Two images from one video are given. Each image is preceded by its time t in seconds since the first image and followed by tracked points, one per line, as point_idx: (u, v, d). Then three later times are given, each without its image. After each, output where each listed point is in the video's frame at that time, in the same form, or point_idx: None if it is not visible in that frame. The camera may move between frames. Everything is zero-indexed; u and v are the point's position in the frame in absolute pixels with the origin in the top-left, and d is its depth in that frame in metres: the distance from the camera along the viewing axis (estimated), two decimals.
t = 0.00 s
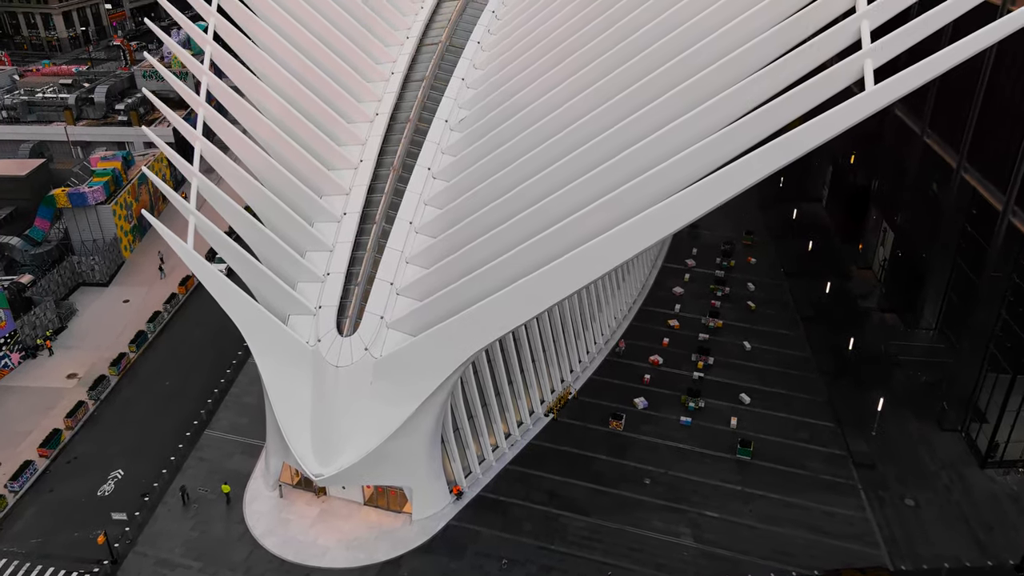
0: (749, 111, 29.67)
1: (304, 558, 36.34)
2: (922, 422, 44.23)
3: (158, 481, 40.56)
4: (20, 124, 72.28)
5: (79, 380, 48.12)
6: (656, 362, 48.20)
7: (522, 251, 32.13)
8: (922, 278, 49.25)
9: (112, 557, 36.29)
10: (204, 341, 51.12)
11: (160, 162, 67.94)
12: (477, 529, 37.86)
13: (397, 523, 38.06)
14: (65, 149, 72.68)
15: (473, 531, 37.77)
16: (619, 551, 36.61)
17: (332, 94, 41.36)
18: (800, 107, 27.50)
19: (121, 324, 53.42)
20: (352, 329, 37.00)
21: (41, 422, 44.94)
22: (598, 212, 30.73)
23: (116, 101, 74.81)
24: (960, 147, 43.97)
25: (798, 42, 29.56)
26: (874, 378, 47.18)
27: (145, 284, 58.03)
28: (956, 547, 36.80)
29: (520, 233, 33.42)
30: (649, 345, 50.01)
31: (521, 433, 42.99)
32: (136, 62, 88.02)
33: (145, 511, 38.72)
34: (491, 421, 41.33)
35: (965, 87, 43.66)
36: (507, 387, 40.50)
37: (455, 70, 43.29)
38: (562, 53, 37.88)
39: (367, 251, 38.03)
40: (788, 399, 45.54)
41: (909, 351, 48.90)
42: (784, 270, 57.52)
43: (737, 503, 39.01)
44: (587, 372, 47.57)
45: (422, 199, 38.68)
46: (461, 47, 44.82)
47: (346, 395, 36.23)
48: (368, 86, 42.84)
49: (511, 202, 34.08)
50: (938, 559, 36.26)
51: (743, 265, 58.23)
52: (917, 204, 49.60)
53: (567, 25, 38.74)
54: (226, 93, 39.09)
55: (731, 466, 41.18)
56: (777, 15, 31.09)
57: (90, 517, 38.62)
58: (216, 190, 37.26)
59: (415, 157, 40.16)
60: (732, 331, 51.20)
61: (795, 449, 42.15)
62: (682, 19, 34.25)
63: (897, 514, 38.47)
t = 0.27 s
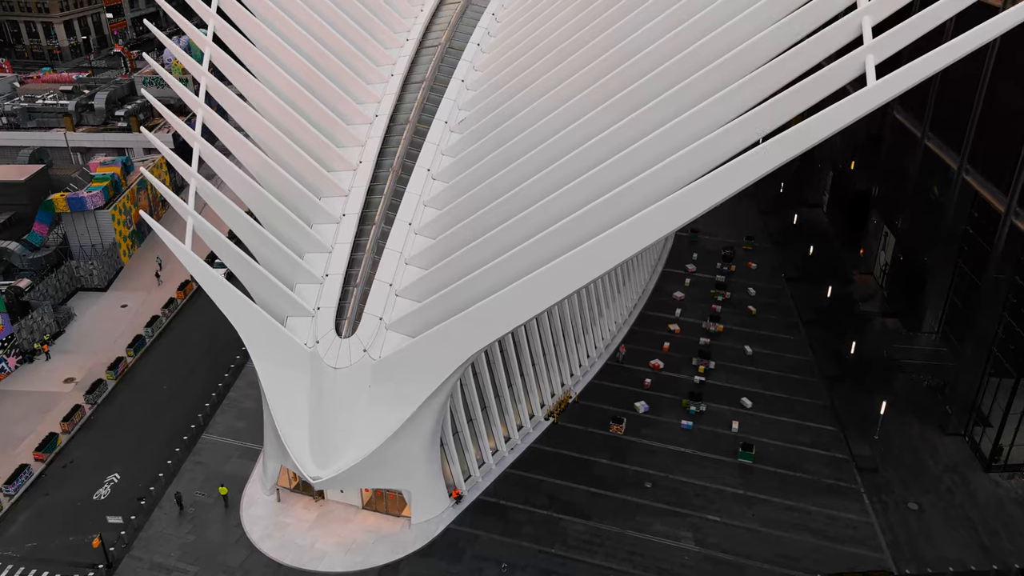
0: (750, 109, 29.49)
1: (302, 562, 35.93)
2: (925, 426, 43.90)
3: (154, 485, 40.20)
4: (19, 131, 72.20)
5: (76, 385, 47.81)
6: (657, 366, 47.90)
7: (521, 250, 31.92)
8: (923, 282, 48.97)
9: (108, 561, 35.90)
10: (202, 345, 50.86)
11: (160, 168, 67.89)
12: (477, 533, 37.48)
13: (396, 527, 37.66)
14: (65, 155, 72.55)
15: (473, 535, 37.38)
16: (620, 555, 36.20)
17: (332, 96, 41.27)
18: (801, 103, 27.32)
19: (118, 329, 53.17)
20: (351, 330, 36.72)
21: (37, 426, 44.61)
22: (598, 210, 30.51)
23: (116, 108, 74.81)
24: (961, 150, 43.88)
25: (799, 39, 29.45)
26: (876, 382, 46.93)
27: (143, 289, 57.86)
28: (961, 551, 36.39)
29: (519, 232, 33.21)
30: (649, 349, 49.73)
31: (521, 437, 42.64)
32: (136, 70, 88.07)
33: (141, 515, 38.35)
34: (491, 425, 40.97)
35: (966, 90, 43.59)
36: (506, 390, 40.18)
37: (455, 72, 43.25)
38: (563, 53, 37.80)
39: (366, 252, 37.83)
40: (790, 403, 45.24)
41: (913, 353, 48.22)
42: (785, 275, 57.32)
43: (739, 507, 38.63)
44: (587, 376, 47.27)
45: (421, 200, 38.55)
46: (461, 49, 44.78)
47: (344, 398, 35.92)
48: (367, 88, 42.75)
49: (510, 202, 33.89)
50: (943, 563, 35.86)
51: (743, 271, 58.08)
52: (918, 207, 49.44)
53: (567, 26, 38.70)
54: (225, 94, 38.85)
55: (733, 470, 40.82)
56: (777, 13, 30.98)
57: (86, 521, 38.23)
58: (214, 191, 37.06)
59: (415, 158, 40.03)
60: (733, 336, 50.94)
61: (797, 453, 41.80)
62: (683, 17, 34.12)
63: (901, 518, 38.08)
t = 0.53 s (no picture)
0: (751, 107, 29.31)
1: (299, 566, 35.50)
2: (928, 431, 43.65)
3: (151, 489, 39.82)
4: (18, 137, 72.13)
5: (73, 389, 47.48)
6: (657, 371, 47.59)
7: (520, 251, 31.70)
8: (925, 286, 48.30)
9: (102, 565, 35.47)
10: (199, 350, 50.57)
11: (159, 174, 67.85)
12: (476, 537, 37.09)
13: (394, 531, 37.28)
14: (64, 161, 72.43)
15: (472, 540, 36.99)
16: (621, 559, 35.80)
17: (333, 98, 41.23)
18: (805, 99, 27.08)
19: (116, 333, 52.89)
20: (349, 331, 36.45)
21: (32, 430, 44.25)
22: (598, 209, 30.29)
23: (116, 114, 74.87)
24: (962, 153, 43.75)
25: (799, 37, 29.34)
26: (879, 386, 46.80)
27: (142, 294, 57.65)
28: (966, 556, 36.00)
29: (519, 233, 33.00)
30: (650, 354, 49.46)
31: (521, 441, 42.30)
32: (136, 77, 88.21)
33: (137, 519, 37.95)
34: (490, 429, 40.62)
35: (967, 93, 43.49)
36: (506, 393, 39.86)
37: (455, 74, 43.25)
38: (563, 53, 37.74)
39: (365, 254, 37.63)
40: (791, 407, 44.95)
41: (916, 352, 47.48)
42: (786, 280, 57.39)
43: (742, 512, 38.23)
44: (588, 380, 46.98)
45: (421, 201, 38.44)
46: (461, 52, 44.80)
47: (342, 400, 35.57)
48: (367, 91, 42.69)
49: (510, 202, 33.72)
50: (948, 567, 35.46)
51: (744, 276, 58.05)
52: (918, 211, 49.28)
53: (567, 27, 38.65)
54: (223, 94, 38.66)
55: (735, 474, 40.46)
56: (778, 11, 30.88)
57: (81, 525, 37.82)
58: (211, 192, 36.87)
59: (414, 160, 39.94)
60: (733, 340, 50.69)
61: (799, 457, 41.46)
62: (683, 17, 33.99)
63: (905, 522, 37.69)
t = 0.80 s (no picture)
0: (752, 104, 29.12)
1: (296, 570, 35.11)
2: (932, 435, 43.60)
3: (147, 492, 39.46)
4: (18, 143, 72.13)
5: (70, 393, 47.14)
6: (658, 374, 47.28)
7: (520, 250, 31.47)
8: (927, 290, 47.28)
9: (98, 569, 35.07)
10: (197, 354, 50.29)
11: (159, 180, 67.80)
12: (476, 541, 36.72)
13: (393, 534, 36.92)
14: (64, 167, 72.18)
15: (471, 543, 36.61)
16: (623, 562, 35.41)
17: (332, 100, 41.13)
18: (807, 95, 26.89)
19: (114, 337, 52.62)
20: (349, 332, 36.19)
21: (29, 434, 43.90)
22: (599, 208, 30.10)
23: (116, 121, 75.02)
24: (964, 155, 43.55)
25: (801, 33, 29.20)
26: (881, 389, 47.12)
27: (140, 298, 57.43)
28: (971, 559, 35.63)
29: (519, 232, 32.79)
30: (650, 358, 49.19)
31: (521, 445, 41.95)
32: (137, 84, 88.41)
33: (133, 523, 37.57)
34: (490, 432, 40.29)
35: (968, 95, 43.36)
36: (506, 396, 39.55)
37: (455, 75, 43.23)
38: (563, 53, 37.67)
39: (364, 254, 37.45)
40: (793, 411, 44.67)
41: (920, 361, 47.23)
42: (787, 285, 58.21)
43: (744, 515, 37.86)
44: (588, 384, 46.69)
45: (421, 202, 38.31)
46: (460, 53, 44.78)
47: (341, 401, 35.19)
48: (367, 92, 42.63)
49: (509, 202, 33.53)
50: (953, 571, 35.08)
51: (745, 281, 58.29)
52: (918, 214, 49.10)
53: (567, 27, 38.61)
54: (222, 95, 38.48)
55: (737, 478, 40.11)
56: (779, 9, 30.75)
57: (77, 529, 37.43)
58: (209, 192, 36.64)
59: (414, 161, 39.85)
60: (735, 344, 50.45)
61: (802, 461, 41.13)
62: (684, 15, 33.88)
63: (909, 526, 37.32)
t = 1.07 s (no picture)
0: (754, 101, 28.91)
1: (294, 573, 34.72)
2: (935, 438, 43.20)
3: (144, 495, 39.10)
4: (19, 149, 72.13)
5: (67, 397, 46.84)
6: (659, 378, 47.00)
7: (520, 249, 31.24)
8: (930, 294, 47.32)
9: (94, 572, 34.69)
10: (195, 359, 50.01)
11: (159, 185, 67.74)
12: (476, 544, 36.34)
13: (392, 538, 36.56)
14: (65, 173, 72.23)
15: (471, 546, 36.23)
16: (624, 566, 35.02)
17: (332, 101, 41.02)
18: (809, 90, 26.71)
19: (112, 342, 52.37)
20: (348, 333, 35.96)
21: (26, 438, 43.58)
22: (599, 206, 29.88)
23: (116, 126, 75.03)
24: (965, 157, 43.34)
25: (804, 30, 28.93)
26: (884, 393, 46.51)
27: (139, 303, 57.23)
28: (976, 563, 35.26)
29: (519, 231, 32.57)
30: (651, 362, 48.92)
31: (521, 448, 41.61)
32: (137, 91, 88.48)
33: (130, 526, 37.21)
34: (490, 435, 39.94)
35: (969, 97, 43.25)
36: (506, 398, 39.23)
37: (455, 77, 43.21)
38: (563, 53, 37.60)
39: (363, 255, 37.26)
40: (796, 415, 44.37)
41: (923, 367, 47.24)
42: (788, 289, 57.57)
43: (747, 519, 37.49)
44: (589, 388, 46.39)
45: (421, 203, 38.18)
46: (461, 55, 44.78)
47: (340, 403, 34.90)
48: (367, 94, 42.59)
49: (510, 201, 33.32)
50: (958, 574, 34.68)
51: (746, 286, 57.91)
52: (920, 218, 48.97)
53: (568, 27, 38.54)
54: (221, 96, 38.32)
55: (739, 481, 39.76)
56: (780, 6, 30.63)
57: (73, 532, 37.07)
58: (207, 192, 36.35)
59: (414, 162, 39.76)
60: (736, 348, 50.22)
61: (805, 464, 40.80)
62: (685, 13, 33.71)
63: (914, 529, 36.95)
